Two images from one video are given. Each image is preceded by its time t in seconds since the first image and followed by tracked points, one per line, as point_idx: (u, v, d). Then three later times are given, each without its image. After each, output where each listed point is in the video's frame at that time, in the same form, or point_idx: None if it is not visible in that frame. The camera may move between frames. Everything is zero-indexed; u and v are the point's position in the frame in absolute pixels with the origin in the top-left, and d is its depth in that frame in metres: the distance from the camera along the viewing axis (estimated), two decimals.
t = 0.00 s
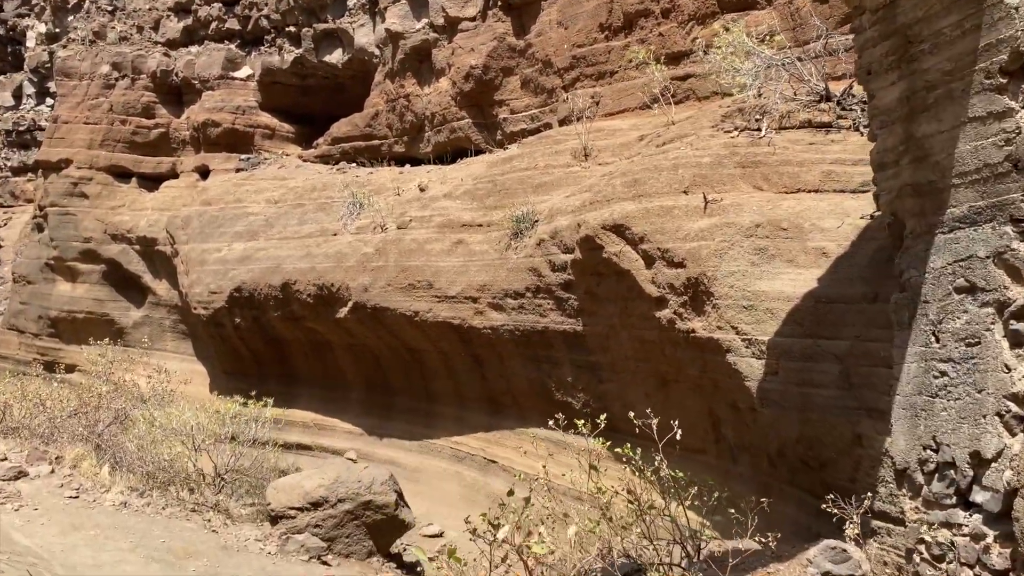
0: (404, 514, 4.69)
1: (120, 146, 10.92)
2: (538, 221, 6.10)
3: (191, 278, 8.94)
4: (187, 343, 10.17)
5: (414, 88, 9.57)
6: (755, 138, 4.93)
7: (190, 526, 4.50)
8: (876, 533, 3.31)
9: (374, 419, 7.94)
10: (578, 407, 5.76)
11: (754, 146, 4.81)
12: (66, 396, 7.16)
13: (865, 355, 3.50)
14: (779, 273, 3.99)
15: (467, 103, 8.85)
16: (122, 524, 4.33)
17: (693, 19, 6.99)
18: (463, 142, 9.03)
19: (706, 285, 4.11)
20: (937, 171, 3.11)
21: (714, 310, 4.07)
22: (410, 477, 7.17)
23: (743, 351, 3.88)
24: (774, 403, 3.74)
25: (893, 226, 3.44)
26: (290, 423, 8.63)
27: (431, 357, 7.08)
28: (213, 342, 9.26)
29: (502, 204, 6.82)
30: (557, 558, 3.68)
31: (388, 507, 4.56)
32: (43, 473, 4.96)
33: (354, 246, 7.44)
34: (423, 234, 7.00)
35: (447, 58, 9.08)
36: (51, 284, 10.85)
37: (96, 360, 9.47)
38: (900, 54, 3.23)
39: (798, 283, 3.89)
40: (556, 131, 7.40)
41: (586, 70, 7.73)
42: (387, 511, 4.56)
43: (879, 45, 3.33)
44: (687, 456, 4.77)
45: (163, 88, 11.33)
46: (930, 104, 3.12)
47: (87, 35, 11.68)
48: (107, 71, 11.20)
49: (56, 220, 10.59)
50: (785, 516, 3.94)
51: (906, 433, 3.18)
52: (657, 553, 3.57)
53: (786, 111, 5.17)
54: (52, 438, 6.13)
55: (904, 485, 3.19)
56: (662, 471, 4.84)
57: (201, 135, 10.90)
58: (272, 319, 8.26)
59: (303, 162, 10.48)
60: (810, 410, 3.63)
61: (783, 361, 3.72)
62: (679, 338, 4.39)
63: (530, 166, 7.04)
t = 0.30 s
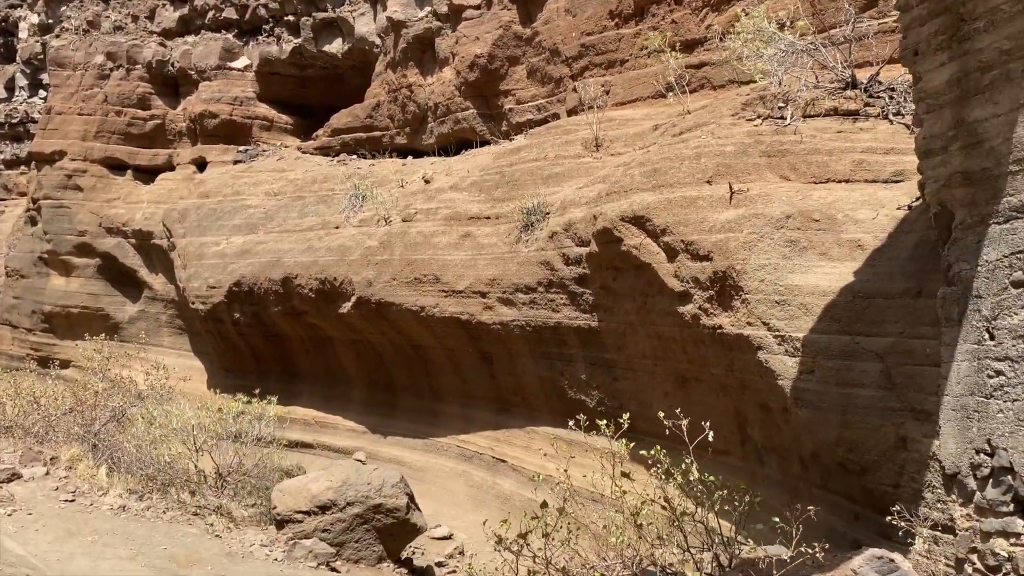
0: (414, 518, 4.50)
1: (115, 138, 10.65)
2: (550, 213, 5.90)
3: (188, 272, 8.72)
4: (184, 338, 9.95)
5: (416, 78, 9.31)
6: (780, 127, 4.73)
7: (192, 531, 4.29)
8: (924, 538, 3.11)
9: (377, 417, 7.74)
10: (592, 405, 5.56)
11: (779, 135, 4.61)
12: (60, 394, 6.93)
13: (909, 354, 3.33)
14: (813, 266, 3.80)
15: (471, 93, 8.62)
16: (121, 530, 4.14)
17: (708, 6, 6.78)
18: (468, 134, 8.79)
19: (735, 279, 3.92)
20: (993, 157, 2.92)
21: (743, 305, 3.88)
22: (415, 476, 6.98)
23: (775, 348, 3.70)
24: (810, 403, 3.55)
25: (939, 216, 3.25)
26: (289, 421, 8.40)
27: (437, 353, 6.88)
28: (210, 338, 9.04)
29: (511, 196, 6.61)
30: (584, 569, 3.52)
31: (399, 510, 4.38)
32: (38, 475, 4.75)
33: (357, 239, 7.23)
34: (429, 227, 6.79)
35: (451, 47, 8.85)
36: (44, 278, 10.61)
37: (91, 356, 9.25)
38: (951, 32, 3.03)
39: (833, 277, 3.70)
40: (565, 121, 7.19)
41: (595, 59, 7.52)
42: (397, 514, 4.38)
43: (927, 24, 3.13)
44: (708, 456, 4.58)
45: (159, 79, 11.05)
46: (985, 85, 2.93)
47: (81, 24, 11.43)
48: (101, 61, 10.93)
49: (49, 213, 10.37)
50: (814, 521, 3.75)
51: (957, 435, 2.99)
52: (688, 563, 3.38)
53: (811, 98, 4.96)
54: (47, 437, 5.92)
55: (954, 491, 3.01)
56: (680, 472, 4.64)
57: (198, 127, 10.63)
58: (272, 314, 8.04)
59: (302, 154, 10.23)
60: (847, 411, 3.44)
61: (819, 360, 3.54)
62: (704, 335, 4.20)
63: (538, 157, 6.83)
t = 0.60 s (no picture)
0: (422, 526, 4.31)
1: (105, 130, 10.39)
2: (558, 207, 5.71)
3: (181, 268, 8.50)
4: (176, 334, 9.73)
5: (415, 69, 9.04)
6: (802, 119, 4.54)
7: (189, 542, 4.16)
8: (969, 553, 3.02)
9: (376, 417, 7.54)
10: (602, 407, 5.38)
11: (801, 127, 4.43)
12: (50, 393, 6.73)
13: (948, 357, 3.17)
14: (843, 264, 3.63)
15: (472, 84, 8.38)
16: (115, 541, 4.04)
17: None
18: (468, 126, 8.57)
19: (760, 278, 3.75)
20: None
21: (769, 305, 3.71)
22: (417, 478, 6.80)
23: (804, 351, 3.54)
24: (843, 409, 3.40)
25: (983, 213, 3.09)
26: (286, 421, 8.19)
27: (439, 352, 6.68)
28: (204, 335, 8.83)
29: (516, 190, 6.41)
30: None
31: (407, 518, 4.17)
32: (27, 482, 4.72)
33: (356, 234, 7.02)
34: (431, 221, 6.58)
35: (451, 38, 8.57)
36: (33, 273, 10.36)
37: (82, 354, 9.03)
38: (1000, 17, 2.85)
39: (865, 276, 3.53)
40: (571, 113, 6.99)
41: (600, 49, 7.30)
42: (405, 523, 4.18)
43: (974, 9, 2.95)
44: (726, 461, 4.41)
45: (150, 70, 10.72)
46: None
47: (70, 14, 11.16)
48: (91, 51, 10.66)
49: (38, 206, 10.12)
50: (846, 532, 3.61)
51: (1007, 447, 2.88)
52: None
53: (832, 89, 4.75)
54: (36, 440, 5.72)
55: (1003, 504, 2.90)
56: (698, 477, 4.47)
57: (191, 119, 10.31)
58: (268, 311, 7.82)
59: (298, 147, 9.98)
60: (883, 417, 3.28)
61: (853, 363, 3.37)
62: (726, 336, 4.03)
63: (544, 149, 6.62)
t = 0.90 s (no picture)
0: (427, 534, 4.15)
1: (93, 123, 10.10)
2: (565, 199, 5.51)
3: (172, 264, 8.26)
4: (167, 332, 9.49)
5: (412, 60, 8.70)
6: (821, 107, 4.35)
7: (182, 552, 3.99)
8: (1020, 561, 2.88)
9: (373, 417, 7.33)
10: (611, 407, 5.20)
11: (821, 116, 4.23)
12: (35, 394, 6.48)
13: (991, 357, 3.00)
14: (872, 257, 3.44)
15: (470, 75, 8.05)
16: (104, 553, 3.85)
17: None
18: (467, 118, 8.20)
19: (785, 272, 3.56)
20: None
21: (793, 301, 3.53)
22: (416, 479, 6.61)
23: (832, 349, 3.35)
24: (877, 410, 3.22)
25: None
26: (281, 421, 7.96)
27: (438, 348, 6.48)
28: (195, 332, 8.60)
29: (519, 183, 6.21)
30: None
31: (411, 526, 4.00)
32: (9, 488, 4.47)
33: (352, 228, 6.81)
34: (431, 215, 6.37)
35: (449, 28, 8.30)
36: (19, 270, 10.10)
37: (69, 352, 8.78)
38: None
39: (897, 271, 3.34)
40: (574, 104, 6.78)
41: (603, 40, 7.00)
42: (409, 531, 4.00)
43: None
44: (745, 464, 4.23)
45: (139, 62, 10.45)
46: None
47: (56, 5, 10.89)
48: (78, 42, 10.39)
49: (24, 201, 9.85)
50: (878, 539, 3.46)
51: None
52: None
53: (851, 77, 4.56)
54: (20, 443, 5.48)
55: None
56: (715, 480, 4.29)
57: (181, 111, 10.02)
58: (261, 308, 7.60)
59: (290, 140, 9.71)
60: (920, 421, 3.11)
61: (887, 363, 3.20)
62: (746, 333, 3.85)
63: (546, 141, 6.42)
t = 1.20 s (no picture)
0: (434, 552, 4.18)
1: (82, 121, 9.84)
2: (573, 198, 5.31)
3: (163, 266, 8.03)
4: (157, 335, 9.25)
5: (410, 56, 8.44)
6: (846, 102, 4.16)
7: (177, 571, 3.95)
8: None
9: (372, 423, 7.11)
10: (622, 415, 5.00)
11: (846, 111, 4.04)
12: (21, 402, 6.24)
13: None
14: (907, 261, 3.27)
15: (470, 71, 7.79)
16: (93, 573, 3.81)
17: None
18: (467, 116, 8.00)
19: (816, 276, 3.42)
20: None
21: (826, 307, 3.40)
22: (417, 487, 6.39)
23: (869, 359, 3.23)
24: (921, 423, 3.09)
25: None
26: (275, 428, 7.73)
27: (438, 352, 6.27)
28: (187, 335, 8.36)
29: (524, 182, 6.02)
30: None
31: (418, 544, 4.05)
32: None
33: (351, 229, 6.59)
34: (433, 215, 6.16)
35: (448, 23, 8.02)
36: (5, 271, 9.84)
37: (56, 357, 8.53)
38: None
39: (939, 276, 3.16)
40: (579, 100, 6.56)
41: (609, 35, 6.75)
42: (416, 549, 4.06)
43: None
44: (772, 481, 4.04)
45: (129, 59, 10.19)
46: None
47: None
48: (66, 38, 10.12)
49: (11, 201, 9.59)
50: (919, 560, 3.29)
51: None
52: None
53: (876, 72, 4.39)
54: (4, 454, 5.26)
55: None
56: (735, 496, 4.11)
57: (172, 109, 9.73)
58: (257, 311, 7.37)
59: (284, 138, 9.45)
60: (966, 435, 2.99)
61: (929, 372, 3.08)
62: (772, 340, 3.70)
63: (552, 138, 6.21)
